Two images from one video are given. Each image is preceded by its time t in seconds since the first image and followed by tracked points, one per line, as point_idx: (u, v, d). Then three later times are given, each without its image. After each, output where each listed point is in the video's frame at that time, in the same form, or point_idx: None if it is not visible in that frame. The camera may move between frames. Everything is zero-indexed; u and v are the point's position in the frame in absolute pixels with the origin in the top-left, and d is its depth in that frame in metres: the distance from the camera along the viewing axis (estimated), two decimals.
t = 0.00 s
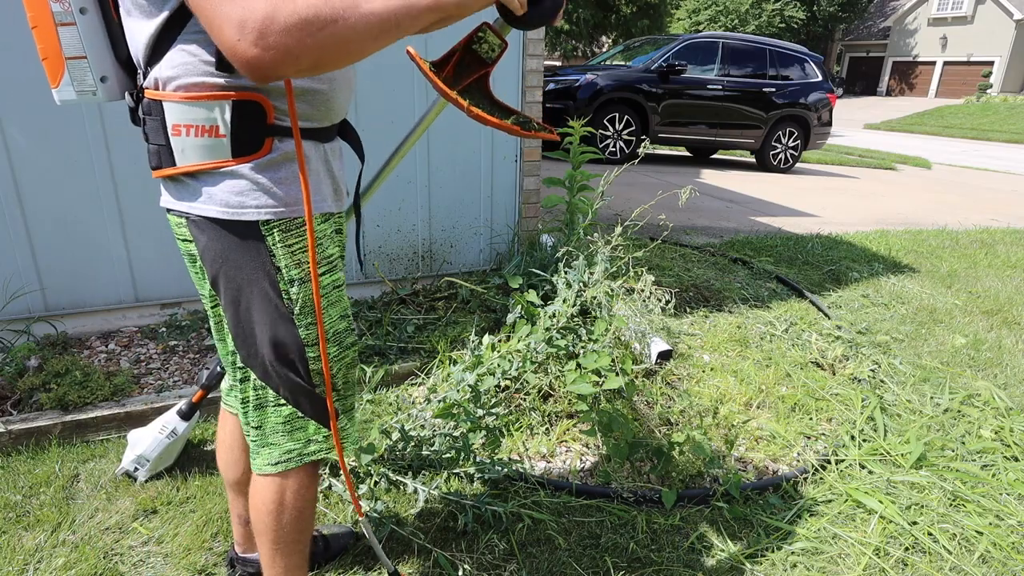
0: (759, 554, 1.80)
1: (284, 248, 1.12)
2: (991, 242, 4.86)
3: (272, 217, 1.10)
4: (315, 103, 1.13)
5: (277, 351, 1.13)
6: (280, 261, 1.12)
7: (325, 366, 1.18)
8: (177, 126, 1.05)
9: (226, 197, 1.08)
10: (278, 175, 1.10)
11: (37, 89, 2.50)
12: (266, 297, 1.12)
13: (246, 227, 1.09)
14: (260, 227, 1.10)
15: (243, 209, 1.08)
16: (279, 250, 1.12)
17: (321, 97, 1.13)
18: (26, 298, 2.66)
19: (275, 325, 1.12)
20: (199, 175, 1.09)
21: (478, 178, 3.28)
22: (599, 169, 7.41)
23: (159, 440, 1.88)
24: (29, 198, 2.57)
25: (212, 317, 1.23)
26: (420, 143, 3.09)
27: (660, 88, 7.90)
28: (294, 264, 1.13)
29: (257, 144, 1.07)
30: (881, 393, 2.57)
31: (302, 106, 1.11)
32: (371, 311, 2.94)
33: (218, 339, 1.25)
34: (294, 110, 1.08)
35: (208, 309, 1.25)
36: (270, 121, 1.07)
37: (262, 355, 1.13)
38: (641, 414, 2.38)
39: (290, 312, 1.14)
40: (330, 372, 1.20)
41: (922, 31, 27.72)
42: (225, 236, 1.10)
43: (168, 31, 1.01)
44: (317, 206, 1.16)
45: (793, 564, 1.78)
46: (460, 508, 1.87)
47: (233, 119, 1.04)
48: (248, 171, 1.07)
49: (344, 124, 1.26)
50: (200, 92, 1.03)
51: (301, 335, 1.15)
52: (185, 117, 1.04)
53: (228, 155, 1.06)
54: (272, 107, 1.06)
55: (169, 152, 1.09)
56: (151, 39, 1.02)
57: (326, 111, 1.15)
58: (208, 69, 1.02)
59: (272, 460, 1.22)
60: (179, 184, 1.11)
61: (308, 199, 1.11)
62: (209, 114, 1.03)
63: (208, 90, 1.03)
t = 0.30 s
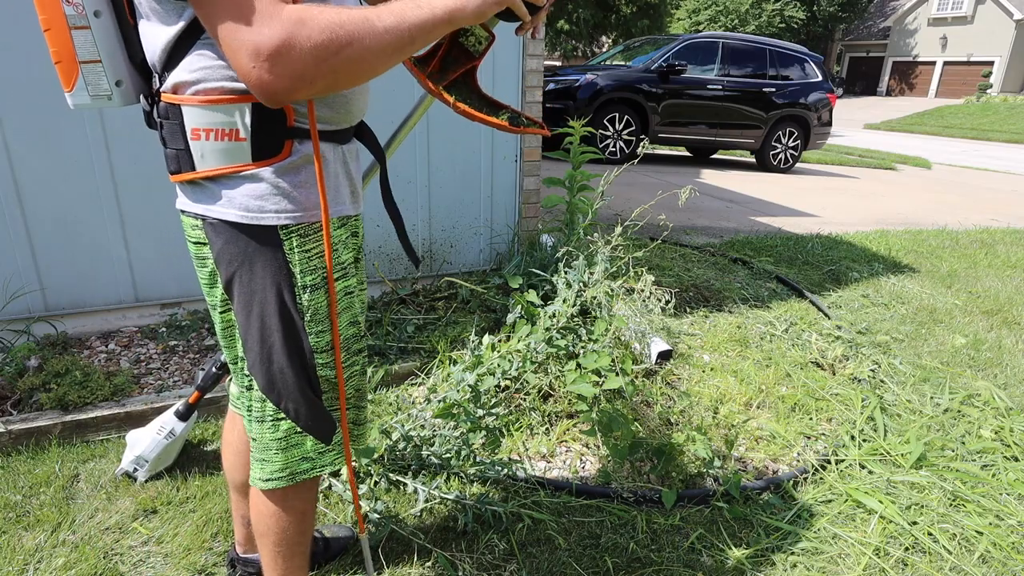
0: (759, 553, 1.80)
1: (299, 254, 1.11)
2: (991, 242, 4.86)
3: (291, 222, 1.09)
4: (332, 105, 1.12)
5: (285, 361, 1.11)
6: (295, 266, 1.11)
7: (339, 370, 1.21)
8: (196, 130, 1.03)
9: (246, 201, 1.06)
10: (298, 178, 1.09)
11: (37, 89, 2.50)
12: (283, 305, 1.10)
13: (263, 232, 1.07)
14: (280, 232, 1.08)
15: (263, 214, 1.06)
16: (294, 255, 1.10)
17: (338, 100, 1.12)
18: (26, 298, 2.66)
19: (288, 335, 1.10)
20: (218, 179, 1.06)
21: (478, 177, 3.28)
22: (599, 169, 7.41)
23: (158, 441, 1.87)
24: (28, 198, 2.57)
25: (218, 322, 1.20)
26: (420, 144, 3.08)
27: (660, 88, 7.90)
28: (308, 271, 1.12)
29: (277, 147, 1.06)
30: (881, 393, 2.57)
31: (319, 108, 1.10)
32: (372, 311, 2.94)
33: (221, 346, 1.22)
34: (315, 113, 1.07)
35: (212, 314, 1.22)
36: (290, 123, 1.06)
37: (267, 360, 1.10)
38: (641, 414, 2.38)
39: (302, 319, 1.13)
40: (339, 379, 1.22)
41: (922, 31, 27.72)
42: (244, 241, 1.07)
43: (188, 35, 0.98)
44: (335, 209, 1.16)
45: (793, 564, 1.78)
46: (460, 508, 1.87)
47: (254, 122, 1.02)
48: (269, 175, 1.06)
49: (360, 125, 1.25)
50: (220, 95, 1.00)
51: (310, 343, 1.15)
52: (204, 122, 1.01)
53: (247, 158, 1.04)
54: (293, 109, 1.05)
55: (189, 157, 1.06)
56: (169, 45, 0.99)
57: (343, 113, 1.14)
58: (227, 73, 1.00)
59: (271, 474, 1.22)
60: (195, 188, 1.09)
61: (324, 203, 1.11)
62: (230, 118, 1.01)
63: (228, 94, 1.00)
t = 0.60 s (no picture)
0: (759, 553, 1.80)
1: (310, 257, 1.12)
2: (991, 242, 4.86)
3: (302, 226, 1.09)
4: (340, 108, 1.11)
5: (291, 369, 1.11)
6: (306, 269, 1.12)
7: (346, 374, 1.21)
8: (206, 134, 1.02)
9: (256, 206, 1.06)
10: (308, 183, 1.09)
11: (37, 89, 2.50)
12: (294, 312, 1.11)
13: (275, 237, 1.08)
14: (290, 237, 1.09)
15: (275, 218, 1.07)
16: (305, 258, 1.11)
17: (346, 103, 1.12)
18: (26, 298, 2.66)
19: (296, 343, 1.11)
20: (228, 184, 1.06)
21: (478, 177, 3.28)
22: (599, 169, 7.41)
23: (158, 440, 1.87)
24: (28, 197, 2.57)
25: (222, 325, 1.20)
26: (420, 144, 3.08)
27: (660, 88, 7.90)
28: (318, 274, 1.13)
29: (289, 151, 1.06)
30: (881, 393, 2.57)
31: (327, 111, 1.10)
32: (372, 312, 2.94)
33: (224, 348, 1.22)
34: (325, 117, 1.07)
35: (215, 317, 1.22)
36: (300, 127, 1.06)
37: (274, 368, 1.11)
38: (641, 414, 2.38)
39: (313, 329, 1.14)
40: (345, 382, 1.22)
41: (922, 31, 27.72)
42: (254, 246, 1.08)
43: (198, 38, 0.96)
44: (342, 212, 1.17)
45: (793, 564, 1.78)
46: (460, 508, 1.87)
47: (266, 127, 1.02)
48: (279, 181, 1.06)
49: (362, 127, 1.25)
50: (231, 100, 0.99)
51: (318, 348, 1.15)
52: (215, 126, 1.00)
53: (258, 163, 1.04)
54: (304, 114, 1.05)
55: (198, 160, 1.05)
56: (178, 48, 0.97)
57: (350, 116, 1.14)
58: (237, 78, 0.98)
59: (264, 483, 1.22)
60: (203, 192, 1.08)
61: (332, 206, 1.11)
62: (242, 122, 1.01)
63: (240, 98, 0.99)
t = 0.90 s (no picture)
0: (759, 553, 1.80)
1: (309, 260, 1.12)
2: (991, 242, 4.86)
3: (301, 230, 1.10)
4: (342, 109, 1.12)
5: (288, 372, 1.10)
6: (304, 273, 1.12)
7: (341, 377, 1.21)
8: (205, 135, 1.02)
9: (255, 209, 1.06)
10: (308, 185, 1.09)
11: (36, 89, 2.50)
12: (289, 315, 1.10)
13: (272, 240, 1.08)
14: (289, 240, 1.09)
15: (274, 221, 1.07)
16: (304, 262, 1.11)
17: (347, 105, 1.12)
18: (26, 299, 2.66)
19: (293, 346, 1.10)
20: (226, 186, 1.06)
21: (478, 178, 3.28)
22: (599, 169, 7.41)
23: (157, 441, 1.87)
24: (28, 197, 2.57)
25: (216, 329, 1.20)
26: (420, 145, 3.08)
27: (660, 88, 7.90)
28: (317, 277, 1.13)
29: (289, 153, 1.06)
30: (881, 393, 2.57)
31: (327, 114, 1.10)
32: (372, 312, 2.94)
33: (217, 351, 1.21)
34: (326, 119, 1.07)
35: (209, 321, 1.21)
36: (301, 130, 1.06)
37: (270, 372, 1.10)
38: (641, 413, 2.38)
39: (309, 332, 1.13)
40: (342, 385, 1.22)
41: (922, 31, 27.72)
42: (252, 249, 1.07)
43: (198, 38, 0.96)
44: (341, 215, 1.17)
45: (793, 564, 1.78)
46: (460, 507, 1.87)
47: (267, 129, 1.03)
48: (279, 183, 1.06)
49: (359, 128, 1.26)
50: (230, 101, 0.99)
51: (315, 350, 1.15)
52: (215, 128, 1.00)
53: (258, 166, 1.04)
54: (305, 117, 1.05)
55: (196, 163, 1.05)
56: (177, 47, 0.97)
57: (350, 117, 1.14)
58: (237, 78, 0.99)
59: (263, 485, 1.22)
60: (199, 195, 1.08)
61: (330, 209, 1.12)
62: (242, 124, 1.01)
63: (240, 99, 0.99)
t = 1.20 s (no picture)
0: (759, 553, 1.80)
1: (302, 263, 1.12)
2: (991, 242, 4.86)
3: (295, 232, 1.10)
4: (337, 111, 1.12)
5: (283, 375, 1.11)
6: (298, 276, 1.12)
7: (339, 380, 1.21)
8: (197, 138, 1.01)
9: (247, 211, 1.06)
10: (301, 187, 1.09)
11: (36, 89, 2.50)
12: (283, 317, 1.10)
13: (265, 243, 1.07)
14: (282, 243, 1.09)
15: (267, 224, 1.07)
16: (298, 264, 1.11)
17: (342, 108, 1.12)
18: (26, 299, 2.66)
19: (287, 349, 1.11)
20: (219, 188, 1.06)
21: (478, 178, 3.28)
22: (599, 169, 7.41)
23: (157, 441, 1.87)
24: (27, 197, 2.57)
25: (211, 332, 1.20)
26: (420, 144, 3.08)
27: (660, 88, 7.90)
28: (311, 280, 1.13)
29: (282, 155, 1.06)
30: (881, 393, 2.57)
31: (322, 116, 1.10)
32: (372, 312, 2.93)
33: (212, 354, 1.21)
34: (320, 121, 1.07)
35: (204, 323, 1.21)
36: (295, 131, 1.06)
37: (265, 375, 1.10)
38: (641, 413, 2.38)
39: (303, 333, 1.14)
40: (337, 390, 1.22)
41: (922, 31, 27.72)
42: (245, 251, 1.07)
43: (190, 40, 0.96)
44: (337, 216, 1.17)
45: (793, 564, 1.78)
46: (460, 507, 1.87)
47: (260, 131, 1.03)
48: (271, 185, 1.06)
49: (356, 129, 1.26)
50: (222, 103, 0.99)
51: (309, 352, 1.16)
52: (207, 129, 1.00)
53: (250, 167, 1.04)
54: (298, 118, 1.05)
55: (188, 165, 1.05)
56: (168, 49, 0.97)
57: (347, 118, 1.14)
58: (228, 80, 0.98)
59: (261, 487, 1.22)
60: (193, 197, 1.08)
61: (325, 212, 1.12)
62: (234, 126, 1.01)
63: (232, 101, 1.00)
